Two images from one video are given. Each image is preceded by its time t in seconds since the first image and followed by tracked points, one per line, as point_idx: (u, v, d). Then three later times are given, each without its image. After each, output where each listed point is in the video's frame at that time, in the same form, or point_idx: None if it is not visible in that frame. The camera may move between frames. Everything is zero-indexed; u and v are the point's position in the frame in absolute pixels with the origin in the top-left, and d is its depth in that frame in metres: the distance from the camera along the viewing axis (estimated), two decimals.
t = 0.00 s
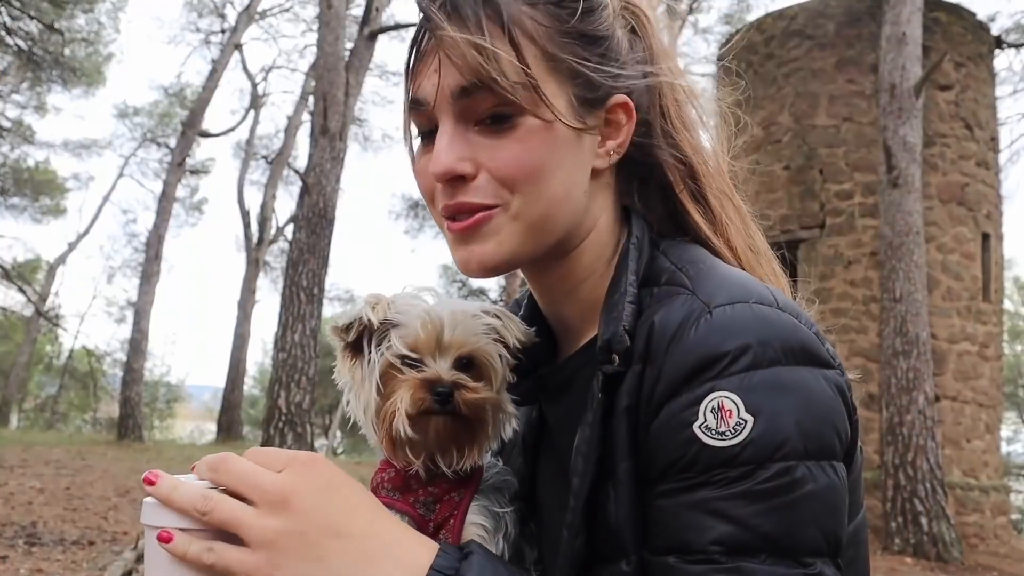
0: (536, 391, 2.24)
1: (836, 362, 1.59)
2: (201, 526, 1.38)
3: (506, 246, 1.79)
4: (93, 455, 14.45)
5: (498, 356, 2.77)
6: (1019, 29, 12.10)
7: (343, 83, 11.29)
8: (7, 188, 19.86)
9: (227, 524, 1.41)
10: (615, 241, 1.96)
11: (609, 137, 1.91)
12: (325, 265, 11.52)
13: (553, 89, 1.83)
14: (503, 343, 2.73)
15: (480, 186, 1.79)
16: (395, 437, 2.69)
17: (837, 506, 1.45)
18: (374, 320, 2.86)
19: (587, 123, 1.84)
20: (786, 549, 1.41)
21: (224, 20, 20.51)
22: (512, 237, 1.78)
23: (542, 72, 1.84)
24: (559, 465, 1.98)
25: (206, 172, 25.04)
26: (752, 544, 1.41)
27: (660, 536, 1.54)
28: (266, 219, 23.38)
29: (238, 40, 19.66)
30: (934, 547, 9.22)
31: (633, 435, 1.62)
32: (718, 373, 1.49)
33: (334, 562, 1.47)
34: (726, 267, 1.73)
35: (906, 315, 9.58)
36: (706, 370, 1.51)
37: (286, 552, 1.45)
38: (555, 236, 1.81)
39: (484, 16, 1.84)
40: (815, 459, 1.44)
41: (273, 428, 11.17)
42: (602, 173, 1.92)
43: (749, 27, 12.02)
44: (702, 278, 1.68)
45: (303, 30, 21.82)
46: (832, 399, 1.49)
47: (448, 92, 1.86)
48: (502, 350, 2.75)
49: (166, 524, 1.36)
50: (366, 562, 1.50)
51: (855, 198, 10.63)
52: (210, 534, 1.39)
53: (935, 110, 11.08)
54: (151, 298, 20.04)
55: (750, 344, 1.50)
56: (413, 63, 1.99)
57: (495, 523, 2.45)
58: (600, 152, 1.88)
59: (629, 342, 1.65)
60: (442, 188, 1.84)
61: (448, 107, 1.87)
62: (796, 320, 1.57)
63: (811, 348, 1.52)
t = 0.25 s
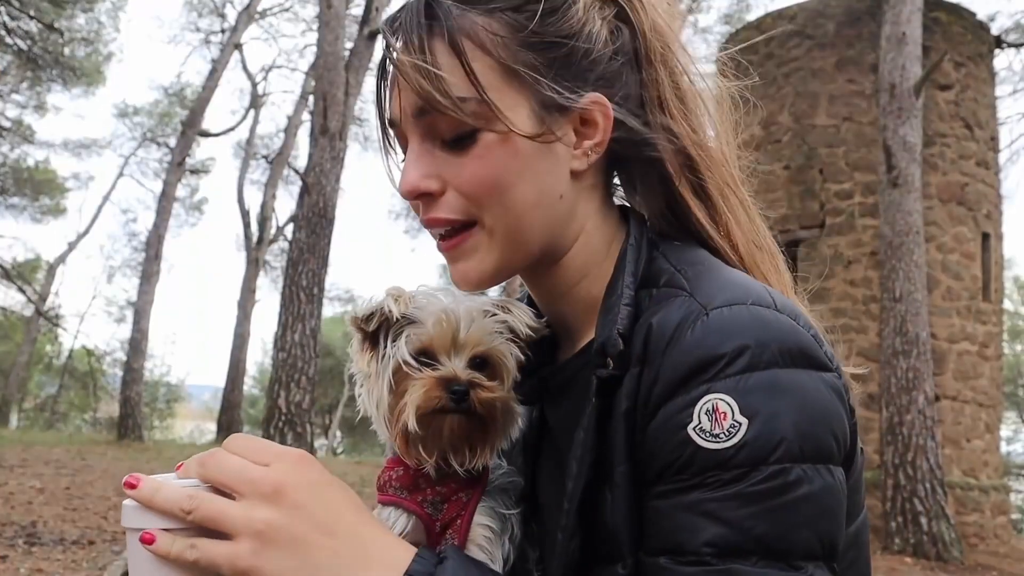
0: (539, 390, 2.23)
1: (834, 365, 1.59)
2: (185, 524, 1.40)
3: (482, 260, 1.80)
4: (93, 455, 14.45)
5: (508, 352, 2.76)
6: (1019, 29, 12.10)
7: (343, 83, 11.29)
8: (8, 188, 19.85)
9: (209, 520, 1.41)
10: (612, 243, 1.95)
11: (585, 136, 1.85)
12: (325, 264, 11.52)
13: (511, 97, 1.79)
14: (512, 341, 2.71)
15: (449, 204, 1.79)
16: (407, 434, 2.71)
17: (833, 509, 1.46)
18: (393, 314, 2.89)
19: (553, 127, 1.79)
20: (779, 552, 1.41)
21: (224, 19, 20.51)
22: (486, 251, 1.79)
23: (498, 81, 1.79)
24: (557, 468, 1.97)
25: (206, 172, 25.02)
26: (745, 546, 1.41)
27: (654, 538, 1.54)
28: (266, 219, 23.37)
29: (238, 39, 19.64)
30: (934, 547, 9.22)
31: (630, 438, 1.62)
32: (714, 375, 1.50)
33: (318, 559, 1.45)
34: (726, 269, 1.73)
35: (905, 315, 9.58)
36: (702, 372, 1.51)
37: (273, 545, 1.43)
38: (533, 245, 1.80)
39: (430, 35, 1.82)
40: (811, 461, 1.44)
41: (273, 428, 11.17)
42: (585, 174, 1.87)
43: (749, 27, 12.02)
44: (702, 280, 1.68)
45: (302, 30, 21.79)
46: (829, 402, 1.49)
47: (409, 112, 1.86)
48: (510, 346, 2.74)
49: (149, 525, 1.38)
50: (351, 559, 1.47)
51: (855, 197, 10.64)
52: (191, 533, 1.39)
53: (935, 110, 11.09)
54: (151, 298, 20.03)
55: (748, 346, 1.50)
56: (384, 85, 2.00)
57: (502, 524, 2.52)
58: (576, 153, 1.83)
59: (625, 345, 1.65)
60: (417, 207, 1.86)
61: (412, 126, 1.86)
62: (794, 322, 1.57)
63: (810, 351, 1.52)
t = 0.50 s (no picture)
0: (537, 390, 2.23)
1: (833, 365, 1.60)
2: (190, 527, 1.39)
3: (478, 262, 1.80)
4: (93, 455, 14.45)
5: (506, 353, 2.77)
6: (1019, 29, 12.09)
7: (343, 83, 11.30)
8: (8, 188, 19.85)
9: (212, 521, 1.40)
10: (610, 242, 1.95)
11: (580, 136, 1.85)
12: (325, 264, 11.52)
13: (505, 98, 1.79)
14: (510, 341, 2.72)
15: (444, 206, 1.80)
16: (404, 435, 2.70)
17: (832, 510, 1.46)
18: (389, 315, 2.89)
19: (547, 127, 1.79)
20: (777, 553, 1.41)
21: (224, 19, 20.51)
22: (482, 252, 1.79)
23: (491, 82, 1.80)
24: (557, 468, 1.97)
25: (206, 172, 25.02)
26: (744, 547, 1.41)
27: (652, 540, 1.54)
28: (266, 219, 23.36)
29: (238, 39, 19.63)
30: (934, 547, 9.22)
31: (630, 440, 1.61)
32: (713, 377, 1.50)
33: (322, 559, 1.46)
34: (723, 269, 1.74)
35: (906, 315, 9.58)
36: (701, 373, 1.51)
37: (275, 543, 1.43)
38: (527, 246, 1.80)
39: (425, 39, 1.82)
40: (809, 462, 1.44)
41: (273, 428, 11.16)
42: (580, 175, 1.87)
43: (750, 27, 12.02)
44: (700, 281, 1.68)
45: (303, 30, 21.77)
46: (828, 403, 1.50)
47: (404, 115, 1.86)
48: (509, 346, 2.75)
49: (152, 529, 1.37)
50: (355, 559, 1.48)
51: (856, 197, 10.63)
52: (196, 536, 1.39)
53: (935, 110, 11.08)
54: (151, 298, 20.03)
55: (746, 347, 1.50)
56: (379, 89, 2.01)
57: (499, 523, 2.49)
58: (571, 154, 1.83)
59: (623, 346, 1.65)
60: (412, 209, 1.86)
61: (407, 129, 1.87)
62: (792, 323, 1.57)
63: (808, 352, 1.52)
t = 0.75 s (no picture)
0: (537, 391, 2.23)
1: (833, 363, 1.60)
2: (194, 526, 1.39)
3: (471, 262, 1.80)
4: (93, 455, 14.45)
5: (506, 356, 2.77)
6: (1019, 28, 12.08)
7: (343, 83, 11.30)
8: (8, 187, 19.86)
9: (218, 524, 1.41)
10: (609, 241, 1.94)
11: (575, 135, 1.85)
12: (326, 264, 11.53)
13: (496, 100, 1.79)
14: (511, 343, 2.72)
15: (438, 206, 1.80)
16: (401, 434, 2.69)
17: (833, 508, 1.46)
18: (388, 315, 2.88)
19: (538, 126, 1.78)
20: (779, 552, 1.42)
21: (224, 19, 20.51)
22: (474, 251, 1.78)
23: (481, 84, 1.80)
24: (557, 467, 1.97)
25: (206, 171, 25.01)
26: (745, 547, 1.41)
27: (653, 540, 1.54)
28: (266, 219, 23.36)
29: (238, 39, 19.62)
30: (934, 547, 9.21)
31: (630, 440, 1.61)
32: (712, 376, 1.50)
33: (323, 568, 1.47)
34: (722, 268, 1.74)
35: (906, 315, 9.58)
36: (700, 373, 1.51)
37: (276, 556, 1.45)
38: (521, 245, 1.80)
39: (414, 44, 1.84)
40: (810, 460, 1.45)
41: (273, 428, 11.16)
42: (576, 174, 1.87)
43: (750, 27, 12.02)
44: (700, 280, 1.68)
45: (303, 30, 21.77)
46: (829, 401, 1.50)
47: (396, 119, 1.87)
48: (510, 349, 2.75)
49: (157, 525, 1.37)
50: (356, 565, 1.49)
51: (856, 197, 10.63)
52: (200, 535, 1.39)
53: (936, 110, 11.08)
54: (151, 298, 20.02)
55: (746, 346, 1.50)
56: (373, 97, 2.02)
57: (501, 523, 2.51)
58: (565, 153, 1.83)
59: (620, 345, 1.66)
60: (407, 212, 1.86)
61: (400, 132, 1.88)
62: (792, 321, 1.57)
63: (808, 349, 1.52)
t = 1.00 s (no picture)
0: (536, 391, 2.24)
1: (830, 359, 1.59)
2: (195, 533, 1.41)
3: (466, 262, 1.79)
4: (94, 454, 14.45)
5: (506, 357, 2.78)
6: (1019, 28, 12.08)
7: (344, 83, 11.30)
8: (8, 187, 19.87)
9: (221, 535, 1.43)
10: (605, 241, 1.94)
11: (568, 135, 1.84)
12: (326, 264, 11.53)
13: (490, 101, 1.79)
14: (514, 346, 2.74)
15: (433, 208, 1.80)
16: (401, 435, 2.72)
17: (835, 506, 1.46)
18: (393, 312, 2.88)
19: (531, 127, 1.78)
20: (781, 552, 1.41)
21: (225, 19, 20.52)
22: (469, 252, 1.78)
23: (473, 87, 1.80)
24: (554, 469, 1.97)
25: (207, 171, 25.01)
26: (746, 548, 1.41)
27: (653, 543, 1.54)
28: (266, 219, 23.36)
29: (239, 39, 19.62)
30: (935, 547, 9.21)
31: (627, 443, 1.61)
32: (708, 378, 1.50)
33: None
34: (719, 268, 1.73)
35: (906, 315, 9.57)
36: (696, 375, 1.51)
37: None
38: (517, 245, 1.79)
39: (407, 51, 1.85)
40: (809, 459, 1.44)
41: (273, 428, 11.16)
42: (571, 174, 1.86)
43: (750, 27, 12.02)
44: (695, 281, 1.68)
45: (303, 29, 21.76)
46: (827, 398, 1.50)
47: (392, 124, 1.88)
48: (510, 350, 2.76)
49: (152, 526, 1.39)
50: None
51: (856, 197, 10.62)
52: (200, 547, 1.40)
53: (936, 110, 11.07)
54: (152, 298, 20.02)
55: (740, 348, 1.50)
56: (370, 104, 2.03)
57: (502, 523, 2.49)
58: (559, 154, 1.82)
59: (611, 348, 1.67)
60: (403, 212, 1.86)
61: (396, 136, 1.88)
62: (788, 320, 1.57)
63: (804, 348, 1.52)
